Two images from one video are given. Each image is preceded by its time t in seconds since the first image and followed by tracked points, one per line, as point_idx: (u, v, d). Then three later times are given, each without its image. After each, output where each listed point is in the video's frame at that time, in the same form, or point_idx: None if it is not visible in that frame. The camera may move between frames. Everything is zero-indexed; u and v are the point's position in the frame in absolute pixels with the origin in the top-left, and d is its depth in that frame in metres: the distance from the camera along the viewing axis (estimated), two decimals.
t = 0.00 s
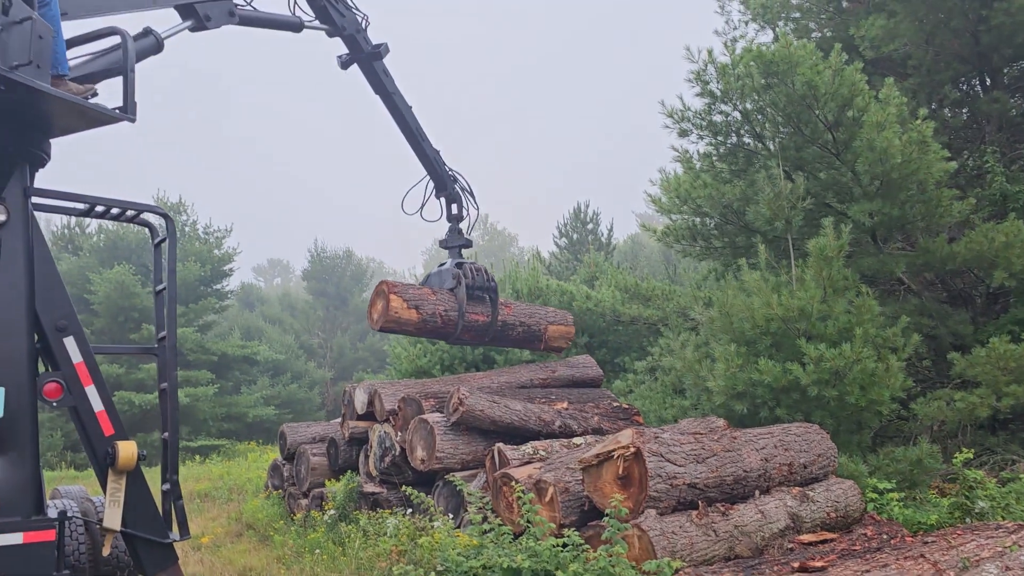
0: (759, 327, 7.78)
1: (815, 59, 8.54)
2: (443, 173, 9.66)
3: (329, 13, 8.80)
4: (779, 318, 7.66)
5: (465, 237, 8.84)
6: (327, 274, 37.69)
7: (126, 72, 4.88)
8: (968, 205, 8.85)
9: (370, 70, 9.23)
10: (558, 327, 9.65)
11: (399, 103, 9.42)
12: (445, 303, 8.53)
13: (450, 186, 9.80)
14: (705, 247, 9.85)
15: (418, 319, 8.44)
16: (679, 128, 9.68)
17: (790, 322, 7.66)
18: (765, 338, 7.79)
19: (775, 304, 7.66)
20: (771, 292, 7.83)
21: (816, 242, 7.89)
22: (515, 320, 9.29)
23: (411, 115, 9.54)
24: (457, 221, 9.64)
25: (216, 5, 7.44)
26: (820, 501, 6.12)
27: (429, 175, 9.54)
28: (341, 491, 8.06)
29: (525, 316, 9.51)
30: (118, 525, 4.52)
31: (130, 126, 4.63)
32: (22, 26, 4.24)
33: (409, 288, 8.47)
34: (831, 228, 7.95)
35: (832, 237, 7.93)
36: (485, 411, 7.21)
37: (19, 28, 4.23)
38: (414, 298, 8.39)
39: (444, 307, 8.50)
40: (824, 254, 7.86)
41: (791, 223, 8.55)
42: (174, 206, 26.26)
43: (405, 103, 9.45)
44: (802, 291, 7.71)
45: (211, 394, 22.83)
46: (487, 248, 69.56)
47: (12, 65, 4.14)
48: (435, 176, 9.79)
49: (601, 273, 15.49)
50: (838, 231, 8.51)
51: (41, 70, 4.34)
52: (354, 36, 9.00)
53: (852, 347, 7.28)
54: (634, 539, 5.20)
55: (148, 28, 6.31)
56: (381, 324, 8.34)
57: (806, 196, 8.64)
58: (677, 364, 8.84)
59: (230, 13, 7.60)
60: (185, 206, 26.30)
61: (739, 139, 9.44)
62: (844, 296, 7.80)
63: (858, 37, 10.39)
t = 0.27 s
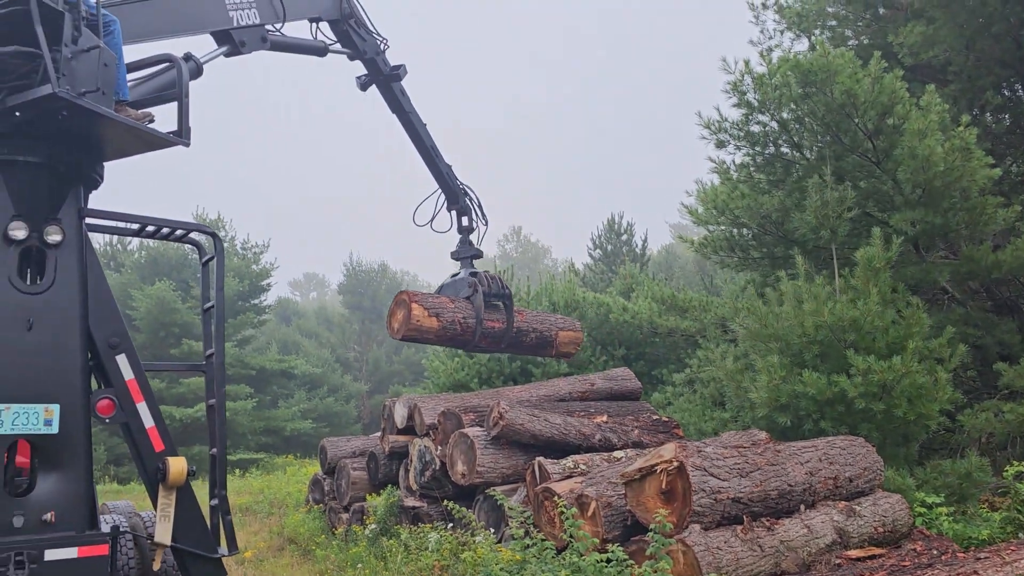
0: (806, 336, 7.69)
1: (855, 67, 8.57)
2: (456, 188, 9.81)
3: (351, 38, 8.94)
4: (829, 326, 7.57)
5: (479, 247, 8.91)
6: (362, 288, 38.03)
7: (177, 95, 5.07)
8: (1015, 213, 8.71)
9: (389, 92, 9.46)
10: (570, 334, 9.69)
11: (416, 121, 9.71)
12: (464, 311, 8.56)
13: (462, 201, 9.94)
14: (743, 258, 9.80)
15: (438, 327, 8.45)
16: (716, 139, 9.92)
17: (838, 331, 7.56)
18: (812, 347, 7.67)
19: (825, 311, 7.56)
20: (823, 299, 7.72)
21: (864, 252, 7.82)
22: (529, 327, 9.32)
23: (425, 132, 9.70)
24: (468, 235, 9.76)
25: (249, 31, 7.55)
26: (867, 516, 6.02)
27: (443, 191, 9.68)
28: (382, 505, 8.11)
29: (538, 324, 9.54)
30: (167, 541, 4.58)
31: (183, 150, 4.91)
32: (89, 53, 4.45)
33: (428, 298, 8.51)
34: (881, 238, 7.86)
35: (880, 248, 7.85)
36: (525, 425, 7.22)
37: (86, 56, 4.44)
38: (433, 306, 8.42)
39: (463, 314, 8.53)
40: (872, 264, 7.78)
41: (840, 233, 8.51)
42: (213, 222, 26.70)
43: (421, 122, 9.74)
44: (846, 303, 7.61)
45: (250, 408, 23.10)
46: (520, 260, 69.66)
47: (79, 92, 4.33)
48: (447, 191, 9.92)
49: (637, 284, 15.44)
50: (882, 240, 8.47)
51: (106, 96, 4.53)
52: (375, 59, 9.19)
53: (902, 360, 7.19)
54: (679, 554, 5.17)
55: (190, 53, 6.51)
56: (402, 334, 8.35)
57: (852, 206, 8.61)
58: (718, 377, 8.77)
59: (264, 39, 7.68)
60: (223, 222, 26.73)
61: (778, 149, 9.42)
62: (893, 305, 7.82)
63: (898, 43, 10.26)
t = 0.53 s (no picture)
0: (838, 349, 7.61)
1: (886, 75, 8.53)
2: (481, 195, 9.93)
3: (377, 51, 9.12)
4: (861, 338, 7.49)
5: (499, 260, 9.05)
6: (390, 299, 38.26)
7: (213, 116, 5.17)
8: None
9: (415, 103, 9.56)
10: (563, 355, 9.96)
11: (440, 131, 9.86)
12: (468, 322, 8.72)
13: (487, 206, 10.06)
14: (775, 267, 9.77)
15: (440, 334, 8.62)
16: (746, 148, 9.93)
17: (873, 343, 7.48)
18: (844, 359, 7.60)
19: (858, 324, 7.49)
20: (853, 311, 7.67)
21: (898, 261, 7.74)
22: (526, 345, 9.54)
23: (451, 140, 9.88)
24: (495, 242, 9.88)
25: (279, 48, 7.74)
26: (906, 529, 5.99)
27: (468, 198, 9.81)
28: (415, 518, 8.15)
29: (535, 342, 9.76)
30: (209, 555, 4.65)
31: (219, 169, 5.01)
32: (129, 78, 4.52)
33: (436, 303, 8.65)
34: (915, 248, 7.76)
35: (914, 257, 7.76)
36: (557, 437, 7.22)
37: (127, 81, 4.51)
38: (440, 314, 8.58)
39: (466, 326, 8.70)
40: (906, 274, 7.69)
41: (871, 242, 8.48)
42: (244, 236, 27.05)
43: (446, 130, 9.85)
44: (881, 313, 7.53)
45: (281, 420, 23.31)
46: (546, 269, 69.66)
47: (121, 116, 4.42)
48: (472, 197, 10.03)
49: (665, 294, 15.40)
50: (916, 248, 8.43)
51: (146, 119, 4.62)
52: (400, 71, 9.36)
53: (940, 371, 7.07)
54: (716, 567, 5.15)
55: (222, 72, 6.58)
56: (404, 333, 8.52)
57: (883, 214, 8.58)
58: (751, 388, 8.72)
59: (293, 55, 7.90)
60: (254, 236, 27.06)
61: (809, 158, 9.42)
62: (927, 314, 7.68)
63: (930, 49, 10.17)
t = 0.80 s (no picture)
0: (865, 358, 7.57)
1: (915, 79, 8.43)
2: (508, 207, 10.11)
3: (406, 66, 9.43)
4: (887, 347, 7.45)
5: (522, 277, 9.57)
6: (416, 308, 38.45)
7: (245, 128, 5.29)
8: None
9: (444, 117, 9.90)
10: (558, 376, 10.56)
11: (468, 143, 10.05)
12: (476, 330, 9.29)
13: (513, 219, 10.22)
14: (803, 273, 9.74)
15: (446, 336, 9.18)
16: (773, 154, 9.93)
17: (900, 350, 7.42)
18: (873, 368, 7.55)
19: (881, 333, 7.46)
20: (874, 320, 7.68)
21: (922, 266, 7.67)
22: (528, 360, 10.13)
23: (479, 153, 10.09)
24: (521, 253, 10.05)
25: (310, 63, 7.94)
26: (942, 537, 5.94)
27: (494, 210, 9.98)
28: (444, 526, 8.19)
29: (539, 359, 10.34)
30: (243, 560, 4.68)
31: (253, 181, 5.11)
32: (167, 92, 4.66)
33: (451, 308, 9.18)
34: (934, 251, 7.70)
35: (940, 261, 7.67)
36: (586, 444, 7.22)
37: (164, 94, 4.65)
38: (451, 319, 9.11)
39: (473, 334, 9.26)
40: (931, 280, 7.61)
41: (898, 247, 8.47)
42: (272, 246, 27.36)
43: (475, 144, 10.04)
44: (910, 319, 7.46)
45: (309, 428, 23.50)
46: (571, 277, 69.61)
47: (159, 129, 4.55)
48: (499, 210, 10.18)
49: (692, 301, 15.35)
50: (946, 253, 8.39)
51: (183, 132, 4.75)
52: (428, 86, 9.67)
53: (968, 375, 6.98)
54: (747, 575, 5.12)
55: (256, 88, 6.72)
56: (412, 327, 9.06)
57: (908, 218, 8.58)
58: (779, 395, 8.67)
59: (324, 70, 8.06)
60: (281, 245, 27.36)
61: (838, 163, 9.38)
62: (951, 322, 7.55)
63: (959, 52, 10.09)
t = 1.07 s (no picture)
0: (885, 364, 7.51)
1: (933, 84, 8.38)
2: (517, 224, 10.15)
3: (418, 83, 9.49)
4: (907, 352, 7.38)
5: (531, 293, 9.60)
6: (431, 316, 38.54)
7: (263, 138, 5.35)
8: None
9: (455, 134, 9.93)
10: (570, 394, 10.52)
11: (479, 161, 10.08)
12: (485, 349, 9.32)
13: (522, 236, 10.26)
14: (820, 280, 9.70)
15: (457, 355, 9.21)
16: (789, 161, 9.91)
17: (920, 356, 7.37)
18: (892, 374, 7.50)
19: (901, 338, 7.39)
20: (895, 326, 7.57)
21: (942, 273, 7.59)
22: (539, 378, 10.13)
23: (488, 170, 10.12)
24: (529, 270, 10.06)
25: (326, 78, 8.01)
26: (964, 547, 5.89)
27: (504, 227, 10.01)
28: (460, 534, 8.19)
29: (550, 378, 10.33)
30: (260, 567, 4.69)
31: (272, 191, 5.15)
32: (187, 103, 4.72)
33: (461, 327, 9.22)
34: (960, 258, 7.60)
35: (960, 268, 7.58)
36: (602, 452, 7.19)
37: (185, 105, 4.71)
38: (461, 337, 9.15)
39: (483, 353, 9.29)
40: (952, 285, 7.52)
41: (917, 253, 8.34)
42: (288, 254, 27.54)
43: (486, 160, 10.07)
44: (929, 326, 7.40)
45: (325, 435, 23.57)
46: (586, 284, 69.55)
47: (180, 140, 4.60)
48: (509, 227, 10.22)
49: (709, 308, 15.28)
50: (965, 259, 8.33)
51: (203, 142, 4.81)
52: (440, 103, 9.71)
53: (989, 382, 6.89)
54: None
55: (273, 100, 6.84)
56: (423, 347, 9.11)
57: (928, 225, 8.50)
58: (797, 403, 8.62)
59: (339, 86, 8.12)
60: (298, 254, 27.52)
61: (855, 168, 9.37)
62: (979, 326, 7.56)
63: (978, 57, 10.03)
